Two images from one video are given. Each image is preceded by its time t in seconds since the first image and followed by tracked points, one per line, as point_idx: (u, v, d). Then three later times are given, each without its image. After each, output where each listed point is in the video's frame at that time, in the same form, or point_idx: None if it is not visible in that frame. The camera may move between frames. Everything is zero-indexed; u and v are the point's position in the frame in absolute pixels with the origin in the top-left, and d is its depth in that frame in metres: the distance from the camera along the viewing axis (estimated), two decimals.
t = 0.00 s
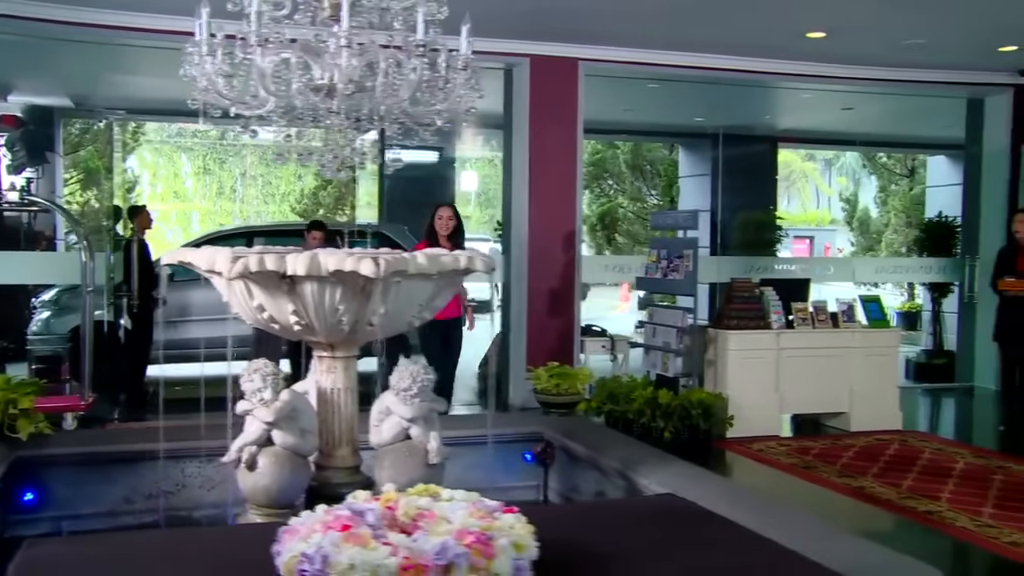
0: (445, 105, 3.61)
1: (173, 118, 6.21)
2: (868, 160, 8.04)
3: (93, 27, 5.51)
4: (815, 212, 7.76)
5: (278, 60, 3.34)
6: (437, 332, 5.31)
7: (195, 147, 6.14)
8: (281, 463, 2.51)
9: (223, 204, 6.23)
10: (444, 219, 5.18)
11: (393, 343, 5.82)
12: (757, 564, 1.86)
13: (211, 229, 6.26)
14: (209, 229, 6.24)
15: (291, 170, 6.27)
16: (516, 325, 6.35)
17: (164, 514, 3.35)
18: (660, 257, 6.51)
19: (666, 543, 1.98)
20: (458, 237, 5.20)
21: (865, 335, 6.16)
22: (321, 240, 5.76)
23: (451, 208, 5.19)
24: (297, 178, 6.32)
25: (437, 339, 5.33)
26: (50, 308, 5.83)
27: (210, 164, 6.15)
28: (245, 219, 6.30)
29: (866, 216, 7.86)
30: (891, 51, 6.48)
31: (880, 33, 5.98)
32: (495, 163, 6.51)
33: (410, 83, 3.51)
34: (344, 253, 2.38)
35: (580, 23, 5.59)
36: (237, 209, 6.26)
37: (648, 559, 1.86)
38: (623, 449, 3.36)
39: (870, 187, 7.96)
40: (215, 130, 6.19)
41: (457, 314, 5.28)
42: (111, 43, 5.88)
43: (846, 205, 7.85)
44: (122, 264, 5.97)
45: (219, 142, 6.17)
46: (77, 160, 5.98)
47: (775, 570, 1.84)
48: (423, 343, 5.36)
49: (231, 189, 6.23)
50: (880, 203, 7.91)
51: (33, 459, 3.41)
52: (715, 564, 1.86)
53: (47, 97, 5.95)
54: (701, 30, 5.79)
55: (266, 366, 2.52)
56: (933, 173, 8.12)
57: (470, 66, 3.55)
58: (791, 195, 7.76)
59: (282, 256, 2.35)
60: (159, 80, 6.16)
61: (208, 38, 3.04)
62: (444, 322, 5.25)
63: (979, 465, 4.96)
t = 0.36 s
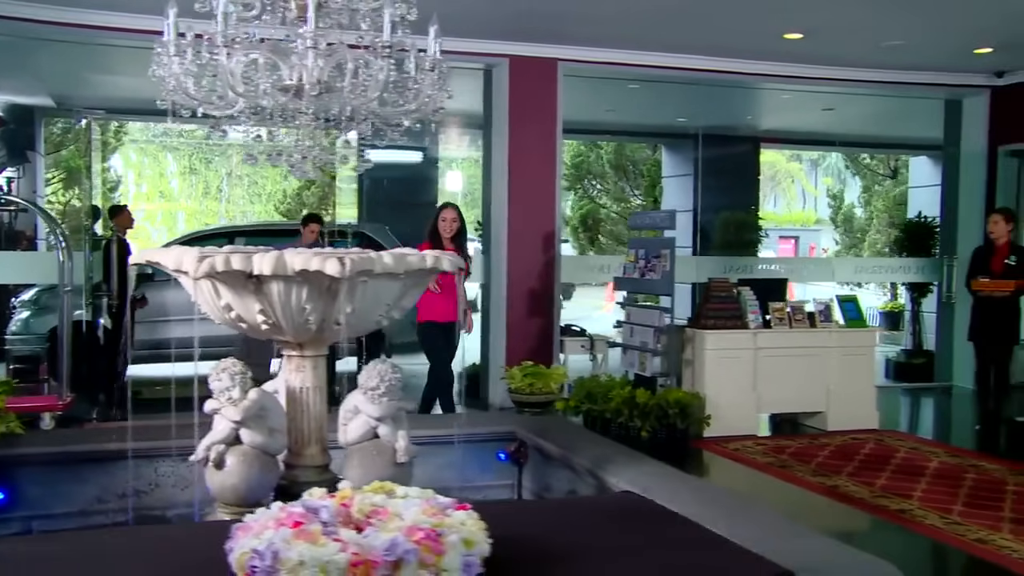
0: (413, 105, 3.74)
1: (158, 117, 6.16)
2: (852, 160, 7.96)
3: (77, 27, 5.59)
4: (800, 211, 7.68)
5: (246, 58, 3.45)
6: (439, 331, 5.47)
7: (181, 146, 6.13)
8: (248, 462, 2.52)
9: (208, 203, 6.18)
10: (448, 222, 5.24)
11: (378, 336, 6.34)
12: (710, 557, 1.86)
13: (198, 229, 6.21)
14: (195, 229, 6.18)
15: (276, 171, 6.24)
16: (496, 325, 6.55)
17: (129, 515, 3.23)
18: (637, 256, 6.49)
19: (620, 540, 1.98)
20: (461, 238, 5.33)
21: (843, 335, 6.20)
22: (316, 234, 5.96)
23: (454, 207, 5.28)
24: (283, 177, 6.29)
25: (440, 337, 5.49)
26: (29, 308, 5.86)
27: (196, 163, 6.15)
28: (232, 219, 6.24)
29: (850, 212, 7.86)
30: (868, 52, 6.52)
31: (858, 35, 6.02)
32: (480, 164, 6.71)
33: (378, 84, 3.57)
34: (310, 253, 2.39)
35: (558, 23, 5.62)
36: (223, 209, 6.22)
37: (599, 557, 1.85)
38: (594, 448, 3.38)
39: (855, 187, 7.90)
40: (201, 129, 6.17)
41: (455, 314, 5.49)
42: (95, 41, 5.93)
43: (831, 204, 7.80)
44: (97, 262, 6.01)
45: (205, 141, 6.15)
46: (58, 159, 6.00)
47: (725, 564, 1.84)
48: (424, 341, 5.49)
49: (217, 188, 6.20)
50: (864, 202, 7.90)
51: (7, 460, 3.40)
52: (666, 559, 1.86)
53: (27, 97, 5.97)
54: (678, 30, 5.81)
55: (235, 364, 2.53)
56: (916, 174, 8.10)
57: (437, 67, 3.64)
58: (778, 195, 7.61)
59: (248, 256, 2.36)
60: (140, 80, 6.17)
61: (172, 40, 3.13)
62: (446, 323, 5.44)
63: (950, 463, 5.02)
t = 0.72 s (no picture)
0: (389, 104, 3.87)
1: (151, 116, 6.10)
2: (843, 160, 7.96)
3: (64, 26, 5.59)
4: (792, 211, 7.70)
5: (222, 59, 3.62)
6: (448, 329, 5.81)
7: (172, 146, 6.09)
8: (225, 461, 2.52)
9: (201, 203, 6.15)
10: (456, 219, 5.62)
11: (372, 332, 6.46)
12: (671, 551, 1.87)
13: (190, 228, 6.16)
14: (190, 229, 6.13)
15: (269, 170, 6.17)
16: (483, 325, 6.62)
17: (106, 514, 3.15)
18: (623, 256, 6.51)
19: (587, 536, 1.99)
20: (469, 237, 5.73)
21: (828, 334, 6.21)
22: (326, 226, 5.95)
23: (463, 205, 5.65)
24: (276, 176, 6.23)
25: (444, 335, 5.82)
26: (16, 307, 5.84)
27: (189, 163, 6.12)
28: (224, 219, 6.19)
29: (840, 214, 7.84)
30: (853, 51, 6.54)
31: (844, 35, 6.04)
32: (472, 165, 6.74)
33: (355, 83, 3.73)
34: (285, 252, 2.40)
35: (543, 22, 5.64)
36: (215, 208, 6.17)
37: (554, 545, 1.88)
38: (574, 446, 3.39)
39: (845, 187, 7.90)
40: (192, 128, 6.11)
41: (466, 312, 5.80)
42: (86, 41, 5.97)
43: (820, 203, 7.81)
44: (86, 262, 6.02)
45: (197, 140, 6.12)
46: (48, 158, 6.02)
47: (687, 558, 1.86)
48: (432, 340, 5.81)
49: (209, 188, 6.16)
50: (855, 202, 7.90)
51: None
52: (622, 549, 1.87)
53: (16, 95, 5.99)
54: (664, 29, 5.82)
55: (211, 363, 2.54)
56: (906, 175, 8.12)
57: (411, 67, 3.82)
58: (771, 194, 7.63)
59: (223, 255, 2.37)
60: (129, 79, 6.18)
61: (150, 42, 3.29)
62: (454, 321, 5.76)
63: (933, 461, 5.04)
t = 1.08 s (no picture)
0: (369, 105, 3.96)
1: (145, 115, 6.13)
2: (838, 159, 8.03)
3: (58, 25, 5.60)
4: (789, 211, 7.75)
5: (202, 59, 3.74)
6: (461, 332, 5.57)
7: (170, 144, 6.14)
8: (206, 458, 2.53)
9: (199, 201, 6.19)
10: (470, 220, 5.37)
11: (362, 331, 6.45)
12: (634, 527, 1.91)
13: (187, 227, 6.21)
14: (186, 227, 6.19)
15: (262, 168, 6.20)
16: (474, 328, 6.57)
17: (91, 512, 3.16)
18: (613, 255, 6.52)
19: (553, 519, 2.01)
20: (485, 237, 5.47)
21: (816, 333, 6.21)
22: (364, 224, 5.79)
23: (478, 203, 5.38)
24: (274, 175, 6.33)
25: (457, 338, 5.57)
26: (7, 306, 5.87)
27: (186, 162, 6.16)
28: (221, 217, 6.24)
29: (835, 214, 7.90)
30: (843, 50, 6.56)
31: (833, 34, 6.06)
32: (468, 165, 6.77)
33: (335, 82, 3.83)
34: (265, 252, 2.42)
35: (535, 20, 5.65)
36: (213, 207, 6.21)
37: (513, 531, 1.87)
38: (558, 444, 3.41)
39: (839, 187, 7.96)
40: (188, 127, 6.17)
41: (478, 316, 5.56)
42: (83, 40, 5.96)
43: (815, 202, 7.85)
44: (75, 263, 6.05)
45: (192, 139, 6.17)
46: (42, 157, 6.03)
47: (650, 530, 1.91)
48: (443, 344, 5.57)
49: (207, 187, 6.21)
50: (850, 201, 7.97)
51: None
52: (590, 535, 1.86)
53: (10, 94, 5.98)
54: (654, 27, 5.84)
55: (193, 361, 2.55)
56: (900, 174, 8.17)
57: (393, 68, 3.85)
58: (768, 194, 7.66)
59: (203, 254, 2.38)
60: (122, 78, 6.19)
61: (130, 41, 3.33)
62: (467, 324, 5.53)
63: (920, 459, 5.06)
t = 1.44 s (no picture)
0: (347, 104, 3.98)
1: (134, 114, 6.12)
2: (827, 159, 8.05)
3: (47, 24, 5.59)
4: (780, 211, 7.78)
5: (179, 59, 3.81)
6: (481, 332, 5.63)
7: (161, 144, 6.14)
8: (183, 457, 2.54)
9: (190, 201, 6.20)
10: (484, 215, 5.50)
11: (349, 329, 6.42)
12: (603, 525, 1.92)
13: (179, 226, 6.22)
14: (177, 227, 6.20)
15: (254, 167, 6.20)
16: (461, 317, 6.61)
17: (70, 512, 3.16)
18: (598, 255, 6.53)
19: (523, 515, 2.02)
20: (500, 235, 5.61)
21: (801, 332, 6.23)
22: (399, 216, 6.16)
23: (491, 201, 5.54)
24: (266, 175, 6.36)
25: (477, 337, 5.64)
26: None
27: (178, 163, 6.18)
28: (213, 216, 6.25)
29: (825, 211, 7.94)
30: (828, 50, 6.58)
31: (818, 35, 6.09)
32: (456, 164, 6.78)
33: (312, 82, 3.86)
34: (240, 251, 2.43)
35: (522, 19, 5.67)
36: (205, 207, 6.23)
37: (475, 531, 1.87)
38: (538, 442, 3.42)
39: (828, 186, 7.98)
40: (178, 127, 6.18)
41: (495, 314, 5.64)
42: (72, 40, 5.94)
43: (806, 201, 7.89)
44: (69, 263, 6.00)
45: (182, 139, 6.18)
46: (31, 156, 6.01)
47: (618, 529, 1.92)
48: (465, 344, 5.62)
49: (198, 187, 6.23)
50: (839, 201, 7.99)
51: None
52: (557, 534, 1.87)
53: None
54: (640, 27, 5.85)
55: (170, 361, 2.56)
56: (889, 174, 8.19)
57: (369, 68, 3.85)
58: (761, 194, 7.70)
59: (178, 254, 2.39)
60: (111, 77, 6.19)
61: (105, 43, 3.35)
62: (485, 322, 5.60)
63: (902, 457, 5.09)
